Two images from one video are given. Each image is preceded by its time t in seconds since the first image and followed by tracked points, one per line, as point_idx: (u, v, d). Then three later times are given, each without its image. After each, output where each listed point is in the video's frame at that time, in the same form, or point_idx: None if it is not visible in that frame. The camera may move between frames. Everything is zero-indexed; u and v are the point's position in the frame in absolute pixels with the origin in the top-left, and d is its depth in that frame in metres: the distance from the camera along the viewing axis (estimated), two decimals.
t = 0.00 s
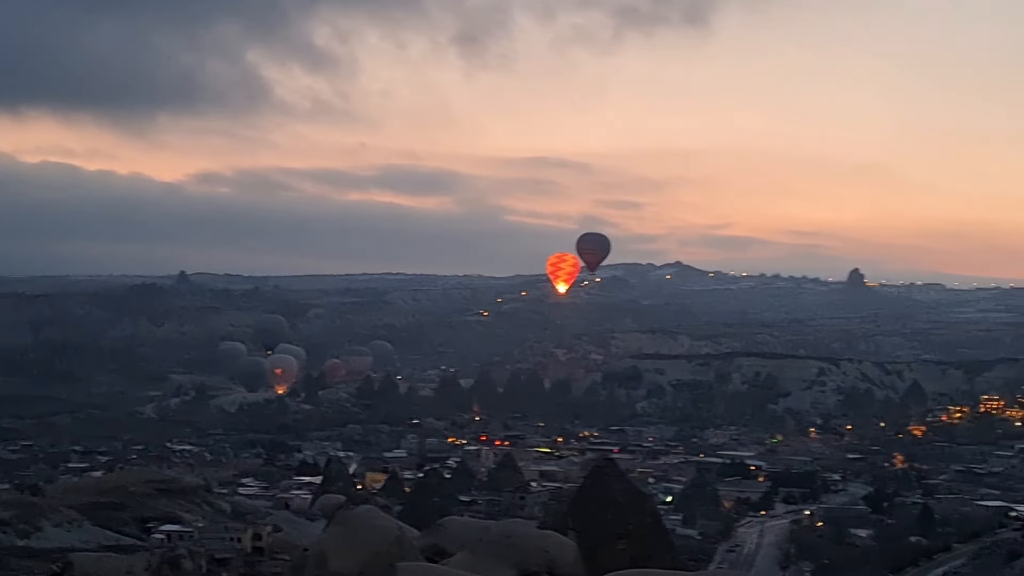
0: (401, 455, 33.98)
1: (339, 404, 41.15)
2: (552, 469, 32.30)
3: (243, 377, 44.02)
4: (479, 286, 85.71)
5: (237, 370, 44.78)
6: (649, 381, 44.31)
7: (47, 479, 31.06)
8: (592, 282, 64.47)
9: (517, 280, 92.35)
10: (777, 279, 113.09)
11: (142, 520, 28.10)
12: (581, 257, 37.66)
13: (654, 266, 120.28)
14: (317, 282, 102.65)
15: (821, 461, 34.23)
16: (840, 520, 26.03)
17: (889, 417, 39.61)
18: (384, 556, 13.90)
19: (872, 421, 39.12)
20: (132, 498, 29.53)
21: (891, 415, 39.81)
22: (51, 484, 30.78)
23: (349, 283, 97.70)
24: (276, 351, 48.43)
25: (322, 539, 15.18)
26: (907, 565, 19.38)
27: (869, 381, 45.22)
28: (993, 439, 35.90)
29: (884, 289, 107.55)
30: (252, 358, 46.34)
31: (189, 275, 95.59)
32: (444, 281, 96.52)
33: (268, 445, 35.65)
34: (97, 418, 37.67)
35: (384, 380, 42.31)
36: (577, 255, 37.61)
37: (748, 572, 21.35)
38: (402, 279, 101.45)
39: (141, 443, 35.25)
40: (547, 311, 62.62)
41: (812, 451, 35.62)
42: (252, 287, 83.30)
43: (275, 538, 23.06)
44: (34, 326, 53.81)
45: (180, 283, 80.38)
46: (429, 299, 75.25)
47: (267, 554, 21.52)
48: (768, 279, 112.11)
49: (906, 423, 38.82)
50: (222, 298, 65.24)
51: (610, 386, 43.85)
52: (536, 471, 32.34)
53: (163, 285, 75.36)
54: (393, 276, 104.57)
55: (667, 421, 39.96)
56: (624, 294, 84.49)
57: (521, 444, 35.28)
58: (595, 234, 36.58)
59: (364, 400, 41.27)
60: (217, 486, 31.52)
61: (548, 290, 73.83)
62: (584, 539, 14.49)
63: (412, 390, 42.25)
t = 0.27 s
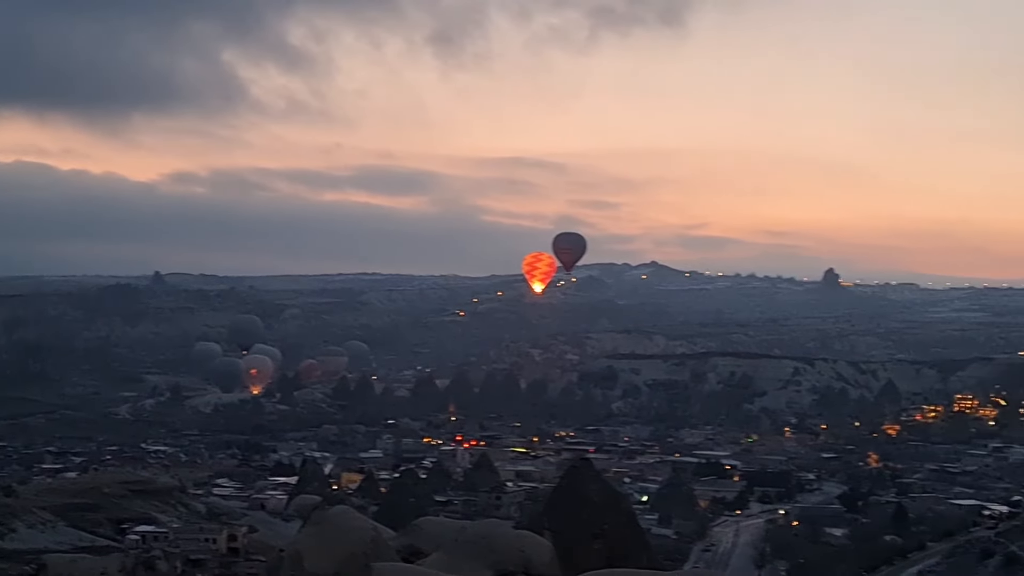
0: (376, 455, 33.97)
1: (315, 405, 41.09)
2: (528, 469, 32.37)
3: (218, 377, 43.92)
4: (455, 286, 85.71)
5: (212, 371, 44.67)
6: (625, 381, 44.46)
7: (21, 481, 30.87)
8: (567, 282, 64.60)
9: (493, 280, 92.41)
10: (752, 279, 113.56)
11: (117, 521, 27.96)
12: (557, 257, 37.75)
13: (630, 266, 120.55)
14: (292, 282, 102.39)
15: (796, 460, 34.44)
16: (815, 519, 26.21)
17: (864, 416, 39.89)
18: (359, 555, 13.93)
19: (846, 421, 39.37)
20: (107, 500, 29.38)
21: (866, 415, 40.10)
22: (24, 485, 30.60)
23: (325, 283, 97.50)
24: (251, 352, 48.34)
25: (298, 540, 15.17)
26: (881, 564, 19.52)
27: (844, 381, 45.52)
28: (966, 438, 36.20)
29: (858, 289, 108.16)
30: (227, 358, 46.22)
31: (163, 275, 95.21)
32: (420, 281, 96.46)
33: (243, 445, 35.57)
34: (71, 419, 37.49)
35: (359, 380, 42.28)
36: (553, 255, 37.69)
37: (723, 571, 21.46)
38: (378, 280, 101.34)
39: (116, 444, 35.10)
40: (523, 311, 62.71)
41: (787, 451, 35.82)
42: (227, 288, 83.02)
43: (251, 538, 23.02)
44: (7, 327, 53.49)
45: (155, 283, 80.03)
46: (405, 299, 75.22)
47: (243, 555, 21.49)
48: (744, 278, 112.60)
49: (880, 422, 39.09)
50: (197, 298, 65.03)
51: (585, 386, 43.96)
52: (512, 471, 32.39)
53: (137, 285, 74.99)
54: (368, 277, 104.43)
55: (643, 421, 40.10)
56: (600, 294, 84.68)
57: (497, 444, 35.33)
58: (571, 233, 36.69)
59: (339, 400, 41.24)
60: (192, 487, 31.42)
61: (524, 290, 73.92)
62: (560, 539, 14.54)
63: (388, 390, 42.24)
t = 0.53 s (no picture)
0: (353, 455, 33.97)
1: (291, 405, 41.05)
2: (504, 469, 32.43)
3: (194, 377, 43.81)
4: (432, 286, 85.69)
5: (188, 371, 44.57)
6: (601, 381, 44.61)
7: None
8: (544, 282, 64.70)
9: (469, 280, 92.44)
10: (729, 279, 114.03)
11: (92, 522, 27.82)
12: (533, 256, 37.83)
13: (607, 266, 120.78)
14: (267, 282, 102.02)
15: (771, 459, 34.65)
16: (790, 518, 26.37)
17: (839, 415, 40.16)
18: (335, 556, 13.97)
19: (822, 420, 39.62)
20: (82, 501, 29.23)
21: (841, 414, 40.37)
22: None
23: (300, 283, 97.25)
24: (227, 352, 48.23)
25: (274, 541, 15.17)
26: (857, 562, 19.69)
27: (819, 380, 45.80)
28: (941, 437, 36.51)
29: (833, 288, 108.70)
30: (203, 358, 46.11)
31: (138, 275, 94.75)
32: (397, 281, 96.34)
33: (219, 446, 35.49)
34: (45, 420, 37.29)
35: (336, 380, 42.25)
36: (529, 255, 37.77)
37: (700, 570, 21.59)
38: (354, 280, 101.16)
39: (91, 445, 34.95)
40: (499, 311, 62.78)
41: (763, 450, 36.03)
42: (202, 288, 82.72)
43: (227, 539, 23.00)
44: None
45: (129, 283, 79.68)
46: (382, 299, 75.19)
47: (218, 556, 21.45)
48: (720, 278, 113.03)
49: (855, 421, 39.36)
50: (172, 299, 64.78)
51: (562, 386, 44.08)
52: (489, 471, 32.45)
53: (112, 285, 74.65)
54: (345, 277, 104.25)
55: (619, 420, 40.26)
56: (577, 294, 84.84)
57: (473, 444, 35.39)
58: (547, 233, 36.79)
59: (316, 400, 41.21)
60: (168, 488, 31.31)
61: (501, 290, 73.99)
62: (537, 538, 14.50)
63: (364, 390, 42.24)
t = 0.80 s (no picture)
0: (328, 455, 33.93)
1: (266, 405, 40.97)
2: (480, 469, 32.48)
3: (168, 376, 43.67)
4: (407, 286, 85.60)
5: (162, 371, 44.41)
6: (577, 381, 44.73)
7: None
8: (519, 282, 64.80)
9: (445, 279, 92.36)
10: (704, 278, 114.49)
11: (66, 523, 27.66)
12: (509, 256, 37.89)
13: (582, 266, 121.00)
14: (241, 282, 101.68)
15: (746, 459, 34.84)
16: (766, 517, 26.52)
17: (814, 414, 40.41)
18: (310, 555, 14.00)
19: (797, 419, 39.85)
20: (56, 501, 29.06)
21: (816, 413, 40.61)
22: None
23: (275, 283, 96.95)
24: (202, 352, 48.07)
25: (249, 541, 15.18)
26: (832, 561, 19.85)
27: (795, 379, 46.07)
28: (914, 436, 36.79)
29: (808, 288, 109.23)
30: (178, 358, 45.96)
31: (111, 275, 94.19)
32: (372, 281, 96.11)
33: (194, 446, 35.38)
34: (19, 420, 37.08)
35: (311, 380, 42.20)
36: (505, 254, 37.83)
37: (676, 569, 21.70)
38: (329, 279, 100.92)
39: (65, 445, 34.78)
40: (475, 311, 62.82)
41: (738, 449, 36.22)
42: (177, 288, 82.39)
43: (203, 539, 22.95)
44: None
45: (103, 283, 79.27)
46: (357, 299, 75.09)
47: (193, 556, 21.40)
48: (695, 278, 113.44)
49: (830, 420, 39.61)
50: (146, 298, 64.45)
51: (538, 385, 44.17)
52: (465, 470, 32.48)
53: (86, 285, 74.19)
54: (319, 276, 104.01)
55: (595, 420, 40.39)
56: (553, 293, 84.95)
57: (449, 444, 35.42)
58: (523, 232, 36.87)
59: (291, 400, 41.14)
60: (142, 488, 31.19)
61: (476, 290, 74.05)
62: (513, 536, 14.48)
63: (340, 390, 42.20)
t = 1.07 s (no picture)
0: (304, 454, 33.91)
1: (241, 404, 40.91)
2: (456, 467, 32.52)
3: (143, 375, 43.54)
4: (382, 285, 85.57)
5: (137, 370, 44.27)
6: (553, 379, 44.86)
7: None
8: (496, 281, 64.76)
9: (421, 278, 92.28)
10: (680, 277, 114.90)
11: (40, 522, 27.48)
12: (486, 254, 37.95)
13: (559, 264, 121.19)
14: (216, 280, 101.35)
15: (722, 457, 35.02)
16: (741, 516, 26.69)
17: (789, 413, 40.65)
18: (286, 555, 14.07)
19: (772, 417, 40.09)
20: (29, 500, 28.89)
21: (791, 411, 40.86)
22: None
23: (251, 282, 96.68)
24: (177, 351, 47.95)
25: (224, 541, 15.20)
26: (807, 559, 20.02)
27: (770, 378, 46.33)
28: (888, 435, 37.07)
29: (783, 287, 109.73)
30: (153, 357, 45.82)
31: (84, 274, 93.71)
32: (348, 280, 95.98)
33: (169, 445, 35.28)
34: None
35: (287, 379, 42.16)
36: (482, 252, 37.89)
37: (651, 567, 21.83)
38: (304, 278, 100.71)
39: (39, 445, 34.61)
40: (452, 310, 62.87)
41: (713, 447, 36.41)
42: (151, 286, 82.04)
43: (178, 539, 22.91)
44: None
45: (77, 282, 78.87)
46: (332, 298, 74.98)
47: (168, 555, 21.36)
48: (671, 276, 113.80)
49: (805, 419, 39.87)
50: (120, 297, 64.07)
51: (514, 384, 44.27)
52: (440, 469, 32.52)
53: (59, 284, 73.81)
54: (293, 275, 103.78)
55: (571, 419, 40.51)
56: (529, 292, 85.09)
57: (425, 442, 35.45)
58: (499, 231, 36.96)
59: (267, 399, 41.09)
60: (117, 488, 31.07)
61: (452, 289, 74.11)
62: (489, 533, 14.56)
63: (316, 389, 42.17)
